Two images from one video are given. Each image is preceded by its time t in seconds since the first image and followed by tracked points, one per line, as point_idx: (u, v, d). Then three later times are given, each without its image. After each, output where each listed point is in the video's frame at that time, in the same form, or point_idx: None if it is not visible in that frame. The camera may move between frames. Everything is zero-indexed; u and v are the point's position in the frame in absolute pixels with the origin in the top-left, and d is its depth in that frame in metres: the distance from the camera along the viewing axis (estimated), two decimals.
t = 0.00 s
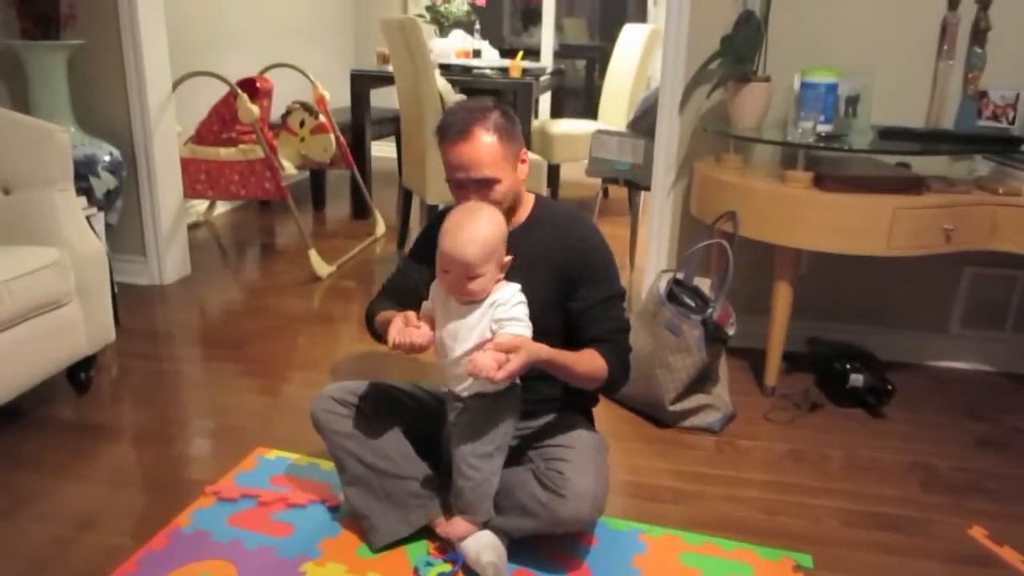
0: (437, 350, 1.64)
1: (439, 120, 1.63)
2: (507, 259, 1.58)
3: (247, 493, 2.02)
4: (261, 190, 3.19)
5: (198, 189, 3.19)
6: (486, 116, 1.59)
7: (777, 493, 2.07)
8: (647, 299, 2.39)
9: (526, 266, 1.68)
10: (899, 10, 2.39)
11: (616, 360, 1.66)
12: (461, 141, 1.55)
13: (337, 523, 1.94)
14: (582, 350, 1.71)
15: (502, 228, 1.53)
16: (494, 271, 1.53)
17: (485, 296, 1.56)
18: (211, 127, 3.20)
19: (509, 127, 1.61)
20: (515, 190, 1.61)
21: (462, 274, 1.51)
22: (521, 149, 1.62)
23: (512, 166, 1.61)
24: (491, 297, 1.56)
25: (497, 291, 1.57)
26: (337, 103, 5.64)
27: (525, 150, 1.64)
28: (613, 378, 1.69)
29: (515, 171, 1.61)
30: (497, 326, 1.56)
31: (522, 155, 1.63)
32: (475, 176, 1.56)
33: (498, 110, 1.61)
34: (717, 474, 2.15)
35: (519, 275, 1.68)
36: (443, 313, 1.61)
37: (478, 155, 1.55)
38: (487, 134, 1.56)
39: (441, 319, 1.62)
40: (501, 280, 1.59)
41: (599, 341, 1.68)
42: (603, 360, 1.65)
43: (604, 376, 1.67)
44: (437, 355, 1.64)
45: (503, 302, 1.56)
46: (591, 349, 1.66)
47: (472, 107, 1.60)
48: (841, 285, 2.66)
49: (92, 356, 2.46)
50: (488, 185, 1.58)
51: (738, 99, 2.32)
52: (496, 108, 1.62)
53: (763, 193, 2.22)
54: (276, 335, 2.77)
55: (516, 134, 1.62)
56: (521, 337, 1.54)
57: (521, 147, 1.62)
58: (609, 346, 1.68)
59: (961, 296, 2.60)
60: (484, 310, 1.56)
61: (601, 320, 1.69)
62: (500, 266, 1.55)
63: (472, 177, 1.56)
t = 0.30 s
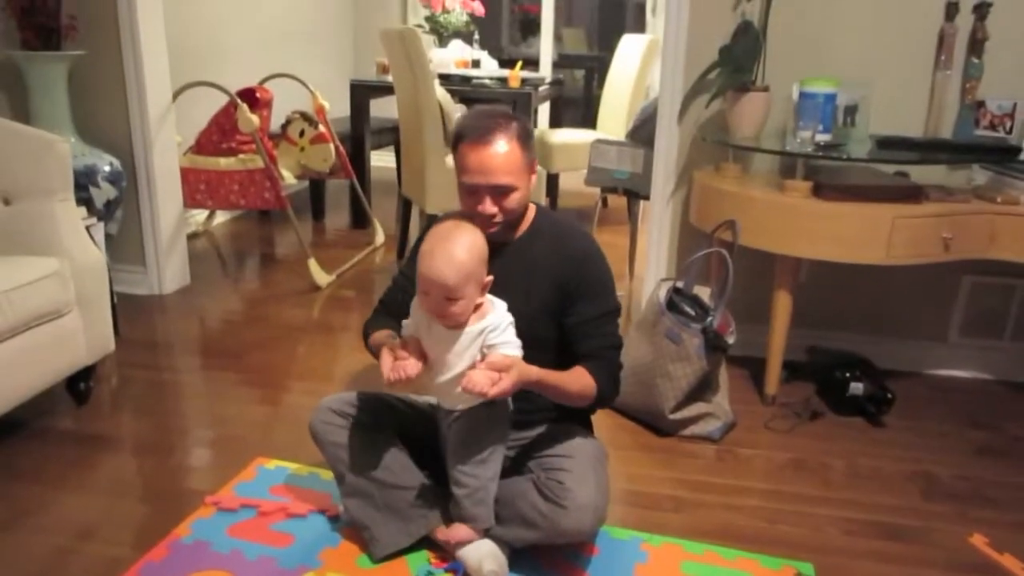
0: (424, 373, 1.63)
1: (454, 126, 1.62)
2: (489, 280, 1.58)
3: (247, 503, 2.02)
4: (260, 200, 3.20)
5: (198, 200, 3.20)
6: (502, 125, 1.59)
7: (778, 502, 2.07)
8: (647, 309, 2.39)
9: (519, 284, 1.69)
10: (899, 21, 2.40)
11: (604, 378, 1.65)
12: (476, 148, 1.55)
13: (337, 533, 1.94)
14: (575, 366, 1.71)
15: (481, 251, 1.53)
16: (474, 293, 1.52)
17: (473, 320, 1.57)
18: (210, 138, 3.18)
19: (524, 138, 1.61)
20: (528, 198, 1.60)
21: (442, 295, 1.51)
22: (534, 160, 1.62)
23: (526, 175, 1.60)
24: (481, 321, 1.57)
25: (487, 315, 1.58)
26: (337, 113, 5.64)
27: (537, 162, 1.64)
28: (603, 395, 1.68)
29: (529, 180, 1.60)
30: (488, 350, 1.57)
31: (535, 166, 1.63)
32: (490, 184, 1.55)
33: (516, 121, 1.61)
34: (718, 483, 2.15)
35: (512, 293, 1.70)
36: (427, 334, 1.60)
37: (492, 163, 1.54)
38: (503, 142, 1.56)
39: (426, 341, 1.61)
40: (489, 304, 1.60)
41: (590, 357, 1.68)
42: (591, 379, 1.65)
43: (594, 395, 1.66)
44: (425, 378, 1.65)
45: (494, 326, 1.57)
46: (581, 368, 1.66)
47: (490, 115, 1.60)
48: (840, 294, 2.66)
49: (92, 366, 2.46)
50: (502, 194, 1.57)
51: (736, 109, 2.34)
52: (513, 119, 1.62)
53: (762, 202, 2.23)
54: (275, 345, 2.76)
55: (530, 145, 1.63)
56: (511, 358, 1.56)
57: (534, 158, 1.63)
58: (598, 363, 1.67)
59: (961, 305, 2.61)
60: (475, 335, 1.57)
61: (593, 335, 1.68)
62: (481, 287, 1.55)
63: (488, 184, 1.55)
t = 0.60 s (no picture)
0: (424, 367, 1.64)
1: (479, 120, 1.64)
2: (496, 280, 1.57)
3: (245, 504, 2.02)
4: (259, 202, 3.19)
5: (197, 201, 3.19)
6: (528, 126, 1.61)
7: (775, 507, 2.07)
8: (645, 313, 2.40)
9: (521, 286, 1.69)
10: (898, 28, 2.41)
11: (604, 381, 1.66)
12: (501, 145, 1.57)
13: (335, 535, 1.94)
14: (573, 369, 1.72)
15: (491, 252, 1.53)
16: (480, 292, 1.53)
17: (474, 322, 1.57)
18: (210, 139, 3.20)
19: (547, 141, 1.64)
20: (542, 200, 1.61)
21: (448, 290, 1.51)
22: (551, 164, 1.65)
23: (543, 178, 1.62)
24: (481, 321, 1.58)
25: (488, 316, 1.58)
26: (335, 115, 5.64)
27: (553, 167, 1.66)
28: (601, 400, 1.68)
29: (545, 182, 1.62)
30: (488, 349, 1.57)
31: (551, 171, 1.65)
32: (511, 181, 1.56)
33: (541, 124, 1.63)
34: (716, 488, 2.15)
35: (513, 295, 1.70)
36: (427, 330, 1.61)
37: (515, 161, 1.56)
38: (528, 142, 1.58)
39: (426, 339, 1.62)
40: (490, 306, 1.60)
41: (590, 361, 1.68)
42: (591, 383, 1.65)
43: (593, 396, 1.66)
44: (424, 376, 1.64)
45: (495, 326, 1.58)
46: (581, 370, 1.66)
47: (516, 114, 1.62)
48: (839, 299, 2.67)
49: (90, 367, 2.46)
50: (521, 193, 1.59)
51: (735, 114, 2.34)
52: (537, 121, 1.64)
53: (762, 207, 2.24)
54: (273, 347, 2.76)
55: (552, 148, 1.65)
56: (513, 357, 1.55)
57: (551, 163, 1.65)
58: (598, 366, 1.68)
59: (958, 311, 2.61)
60: (475, 335, 1.57)
61: (593, 339, 1.69)
62: (488, 287, 1.55)
63: (509, 181, 1.56)
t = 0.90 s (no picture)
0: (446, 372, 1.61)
1: (487, 115, 1.64)
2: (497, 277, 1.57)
3: (246, 501, 2.02)
4: (259, 199, 3.19)
5: (196, 199, 3.19)
6: (535, 121, 1.62)
7: (776, 502, 2.08)
8: (646, 309, 2.40)
9: (528, 280, 1.69)
10: (897, 23, 2.41)
11: (623, 363, 1.67)
12: (509, 139, 1.58)
13: (337, 531, 1.94)
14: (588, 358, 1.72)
15: (490, 248, 1.53)
16: (479, 287, 1.52)
17: (492, 313, 1.57)
18: (209, 137, 3.19)
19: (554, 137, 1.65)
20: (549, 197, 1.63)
21: (446, 287, 1.51)
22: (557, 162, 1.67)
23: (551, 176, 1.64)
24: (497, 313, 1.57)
25: (500, 308, 1.58)
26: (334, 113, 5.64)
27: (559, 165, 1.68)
28: (619, 385, 1.69)
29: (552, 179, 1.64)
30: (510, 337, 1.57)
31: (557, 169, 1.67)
32: (519, 174, 1.57)
33: (548, 119, 1.65)
34: (716, 483, 2.15)
35: (519, 289, 1.69)
36: (443, 330, 1.59)
37: (522, 154, 1.57)
38: (535, 137, 1.59)
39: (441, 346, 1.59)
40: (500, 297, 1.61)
41: (604, 347, 1.69)
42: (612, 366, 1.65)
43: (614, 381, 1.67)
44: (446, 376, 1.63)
45: (510, 315, 1.58)
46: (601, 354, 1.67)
47: (524, 109, 1.64)
48: (838, 294, 2.67)
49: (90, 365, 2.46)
50: (530, 187, 1.60)
51: (734, 111, 2.34)
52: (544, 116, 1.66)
53: (760, 204, 2.25)
54: (273, 345, 2.76)
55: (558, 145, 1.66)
56: (537, 340, 1.56)
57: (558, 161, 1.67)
58: (615, 351, 1.68)
59: (957, 306, 2.62)
60: (495, 323, 1.56)
61: (605, 326, 1.69)
62: (489, 284, 1.55)
63: (517, 175, 1.57)
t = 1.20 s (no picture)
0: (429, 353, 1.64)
1: (479, 108, 1.67)
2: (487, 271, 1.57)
3: (248, 498, 2.02)
4: (257, 197, 3.19)
5: (195, 197, 3.19)
6: (527, 112, 1.64)
7: (776, 495, 2.08)
8: (644, 303, 2.40)
9: (523, 274, 1.70)
10: (895, 16, 2.41)
11: (615, 361, 1.67)
12: (500, 130, 1.60)
13: (338, 527, 1.95)
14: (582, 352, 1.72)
15: (482, 240, 1.54)
16: (458, 271, 1.53)
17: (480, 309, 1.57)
18: (207, 134, 3.19)
19: (547, 128, 1.67)
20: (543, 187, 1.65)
21: (429, 266, 1.55)
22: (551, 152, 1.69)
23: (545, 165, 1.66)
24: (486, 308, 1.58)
25: (490, 304, 1.58)
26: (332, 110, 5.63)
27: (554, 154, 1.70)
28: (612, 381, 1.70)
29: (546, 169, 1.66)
30: (497, 336, 1.57)
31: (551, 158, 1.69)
32: (512, 164, 1.59)
33: (540, 111, 1.67)
34: (716, 477, 2.15)
35: (516, 279, 1.70)
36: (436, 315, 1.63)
37: (516, 144, 1.59)
38: (525, 127, 1.61)
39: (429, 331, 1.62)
40: (490, 293, 1.60)
41: (598, 343, 1.69)
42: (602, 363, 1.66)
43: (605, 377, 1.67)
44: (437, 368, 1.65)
45: (499, 313, 1.57)
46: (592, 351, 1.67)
47: (517, 102, 1.66)
48: (837, 288, 2.67)
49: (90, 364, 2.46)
50: (523, 177, 1.62)
51: (731, 106, 2.34)
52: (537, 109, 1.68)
53: (759, 197, 2.26)
54: (273, 341, 2.76)
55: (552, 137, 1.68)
56: (522, 344, 1.56)
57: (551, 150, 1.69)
58: (607, 347, 1.69)
59: (956, 298, 2.62)
60: (480, 320, 1.57)
61: (604, 319, 1.69)
62: (473, 274, 1.55)
63: (509, 165, 1.59)
